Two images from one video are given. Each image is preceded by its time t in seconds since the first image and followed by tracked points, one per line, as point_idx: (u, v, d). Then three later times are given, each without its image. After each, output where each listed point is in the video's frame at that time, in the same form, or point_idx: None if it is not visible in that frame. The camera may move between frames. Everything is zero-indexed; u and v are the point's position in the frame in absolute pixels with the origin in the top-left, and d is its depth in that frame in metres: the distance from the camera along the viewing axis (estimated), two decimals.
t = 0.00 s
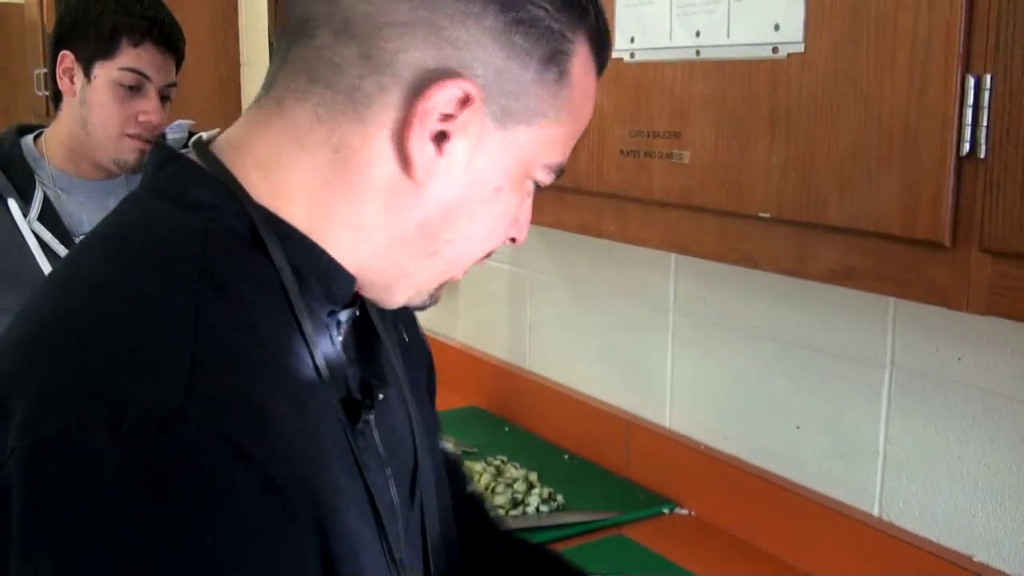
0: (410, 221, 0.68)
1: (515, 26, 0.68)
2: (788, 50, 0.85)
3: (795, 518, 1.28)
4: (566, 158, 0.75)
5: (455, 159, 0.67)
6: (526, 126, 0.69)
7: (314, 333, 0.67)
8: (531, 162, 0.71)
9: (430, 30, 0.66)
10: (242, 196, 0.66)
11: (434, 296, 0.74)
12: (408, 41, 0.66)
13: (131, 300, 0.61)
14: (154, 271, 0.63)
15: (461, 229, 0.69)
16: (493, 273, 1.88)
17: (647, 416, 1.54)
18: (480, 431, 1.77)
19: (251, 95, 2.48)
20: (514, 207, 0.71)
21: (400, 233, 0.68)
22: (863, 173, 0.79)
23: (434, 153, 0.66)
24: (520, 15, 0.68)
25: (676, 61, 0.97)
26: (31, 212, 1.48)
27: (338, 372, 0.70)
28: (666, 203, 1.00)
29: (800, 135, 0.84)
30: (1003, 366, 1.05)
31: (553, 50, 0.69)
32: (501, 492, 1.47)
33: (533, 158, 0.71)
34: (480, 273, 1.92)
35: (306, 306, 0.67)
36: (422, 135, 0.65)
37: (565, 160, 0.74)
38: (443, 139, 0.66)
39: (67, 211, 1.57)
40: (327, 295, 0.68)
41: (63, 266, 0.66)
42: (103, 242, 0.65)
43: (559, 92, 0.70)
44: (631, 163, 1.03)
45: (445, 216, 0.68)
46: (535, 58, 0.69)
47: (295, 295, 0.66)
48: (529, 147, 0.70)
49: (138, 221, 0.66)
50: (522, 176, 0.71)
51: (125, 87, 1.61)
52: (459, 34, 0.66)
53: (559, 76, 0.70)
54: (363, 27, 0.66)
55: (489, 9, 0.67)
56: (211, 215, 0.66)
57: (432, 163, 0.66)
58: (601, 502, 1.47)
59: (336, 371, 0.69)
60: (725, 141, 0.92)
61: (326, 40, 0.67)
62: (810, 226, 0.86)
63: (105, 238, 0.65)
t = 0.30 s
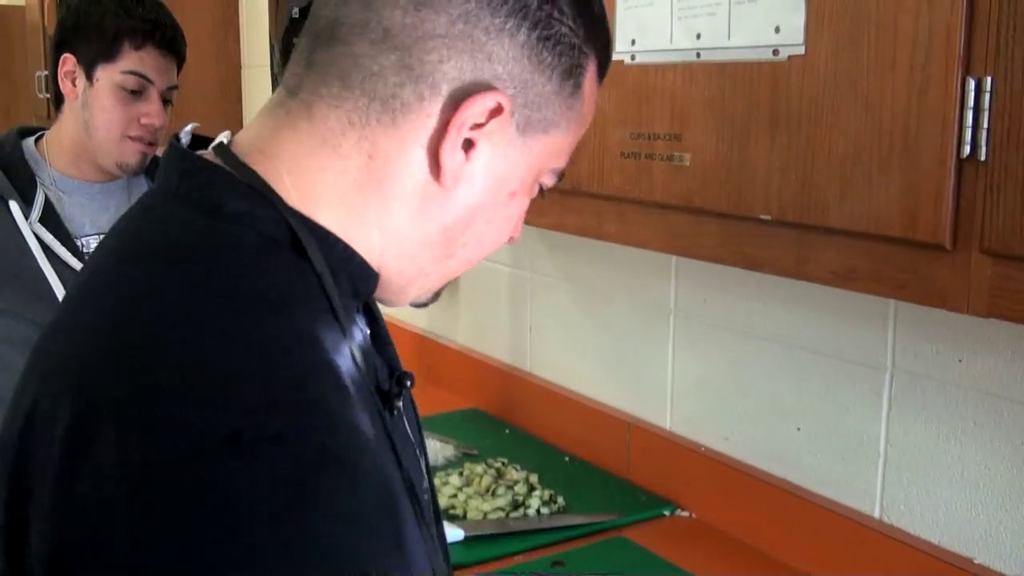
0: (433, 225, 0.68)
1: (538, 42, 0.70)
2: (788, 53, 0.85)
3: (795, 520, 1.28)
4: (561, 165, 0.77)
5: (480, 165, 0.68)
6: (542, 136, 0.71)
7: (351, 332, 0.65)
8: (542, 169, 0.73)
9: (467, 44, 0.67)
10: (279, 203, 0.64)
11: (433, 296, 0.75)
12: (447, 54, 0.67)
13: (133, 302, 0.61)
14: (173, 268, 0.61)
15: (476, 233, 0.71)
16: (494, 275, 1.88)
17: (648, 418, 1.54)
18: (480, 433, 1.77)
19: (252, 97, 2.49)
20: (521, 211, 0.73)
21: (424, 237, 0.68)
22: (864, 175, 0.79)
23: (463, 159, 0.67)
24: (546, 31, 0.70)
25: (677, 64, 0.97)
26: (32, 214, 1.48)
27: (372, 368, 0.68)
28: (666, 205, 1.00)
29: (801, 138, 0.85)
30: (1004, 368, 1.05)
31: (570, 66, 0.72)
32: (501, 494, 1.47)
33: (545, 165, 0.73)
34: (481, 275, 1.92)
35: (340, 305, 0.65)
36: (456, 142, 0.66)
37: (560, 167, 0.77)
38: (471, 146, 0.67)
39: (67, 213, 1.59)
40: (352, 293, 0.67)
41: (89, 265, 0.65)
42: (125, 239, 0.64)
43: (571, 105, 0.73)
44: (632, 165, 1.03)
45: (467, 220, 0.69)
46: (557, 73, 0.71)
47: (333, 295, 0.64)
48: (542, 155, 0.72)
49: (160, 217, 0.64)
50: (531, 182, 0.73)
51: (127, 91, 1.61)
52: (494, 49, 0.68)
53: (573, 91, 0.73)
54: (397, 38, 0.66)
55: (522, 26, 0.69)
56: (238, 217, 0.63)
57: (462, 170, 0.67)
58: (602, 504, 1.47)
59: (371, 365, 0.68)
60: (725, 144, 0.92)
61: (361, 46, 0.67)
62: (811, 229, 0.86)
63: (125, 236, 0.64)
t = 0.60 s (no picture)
0: (339, 170, 0.69)
1: None
2: (789, 54, 0.85)
3: (797, 522, 1.28)
4: (513, 98, 0.73)
5: (366, 104, 0.68)
6: (437, 65, 0.69)
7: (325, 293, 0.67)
8: (462, 99, 0.71)
9: None
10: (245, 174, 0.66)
11: (417, 262, 0.74)
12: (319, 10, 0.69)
13: (138, 303, 0.61)
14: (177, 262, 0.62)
15: (395, 176, 0.70)
16: (495, 276, 1.88)
17: (649, 420, 1.54)
18: (481, 435, 1.77)
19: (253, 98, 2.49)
20: (451, 151, 0.71)
21: (335, 184, 0.69)
22: (864, 176, 0.79)
23: (340, 99, 0.68)
24: None
25: (677, 65, 0.97)
26: (34, 216, 1.48)
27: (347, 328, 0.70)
28: (667, 207, 1.00)
29: (801, 140, 0.85)
30: (1005, 370, 1.05)
31: None
32: (502, 496, 1.47)
33: (464, 93, 0.71)
34: (481, 276, 1.92)
35: (314, 266, 0.67)
36: (326, 83, 0.68)
37: (511, 100, 0.73)
38: (347, 87, 0.68)
39: (69, 216, 1.59)
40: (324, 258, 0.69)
41: (93, 254, 0.66)
42: (128, 227, 0.65)
43: (470, 35, 0.71)
44: (633, 167, 1.03)
45: (379, 159, 0.69)
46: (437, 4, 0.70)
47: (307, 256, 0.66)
48: (451, 83, 0.70)
49: (159, 202, 0.65)
50: (455, 114, 0.71)
51: (121, 88, 1.61)
52: None
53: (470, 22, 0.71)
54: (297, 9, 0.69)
55: None
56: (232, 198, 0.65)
57: (343, 110, 0.68)
58: (602, 506, 1.47)
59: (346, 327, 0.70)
60: (726, 145, 0.92)
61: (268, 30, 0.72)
62: (812, 231, 0.86)
63: (127, 225, 0.65)
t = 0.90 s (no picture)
0: (245, 123, 0.84)
1: None
2: (790, 56, 0.85)
3: (799, 525, 1.28)
4: (384, 18, 0.86)
5: (250, 64, 0.85)
6: (287, 10, 0.84)
7: (277, 249, 0.79)
8: (326, 36, 0.84)
9: None
10: (207, 154, 0.80)
11: (350, 194, 0.86)
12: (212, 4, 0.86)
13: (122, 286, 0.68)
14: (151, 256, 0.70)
15: (288, 115, 0.84)
16: (497, 278, 1.88)
17: (650, 422, 1.54)
18: (483, 438, 1.77)
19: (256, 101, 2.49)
20: (329, 79, 0.85)
21: (248, 135, 0.84)
22: (865, 178, 0.79)
23: (234, 68, 0.86)
24: None
25: (678, 68, 0.97)
26: (36, 218, 1.48)
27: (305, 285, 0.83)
28: (668, 209, 1.00)
29: (802, 142, 0.85)
30: (1006, 371, 1.05)
31: None
32: (503, 497, 1.47)
33: (323, 28, 0.84)
34: (483, 279, 1.92)
35: (269, 230, 0.80)
36: (223, 60, 0.86)
37: (384, 21, 0.86)
38: (237, 58, 0.86)
39: (70, 217, 1.59)
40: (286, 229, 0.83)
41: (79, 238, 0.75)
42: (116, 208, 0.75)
43: None
44: (634, 169, 1.03)
45: (271, 105, 0.84)
46: None
47: (260, 221, 0.79)
48: (309, 25, 0.84)
49: (141, 185, 0.76)
50: (324, 50, 0.85)
51: (127, 88, 1.61)
52: None
53: None
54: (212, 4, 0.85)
55: None
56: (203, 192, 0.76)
57: (236, 74, 0.85)
58: (604, 508, 1.47)
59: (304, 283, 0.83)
60: (726, 147, 0.92)
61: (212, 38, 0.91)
62: (813, 233, 0.86)
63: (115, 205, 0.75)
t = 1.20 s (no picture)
0: (209, 124, 0.90)
1: None
2: (792, 57, 0.85)
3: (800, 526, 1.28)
4: (334, 25, 0.90)
5: (213, 69, 0.90)
6: (244, 17, 0.89)
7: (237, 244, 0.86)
8: (281, 41, 0.89)
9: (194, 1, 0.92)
10: (174, 152, 0.89)
11: (308, 188, 0.90)
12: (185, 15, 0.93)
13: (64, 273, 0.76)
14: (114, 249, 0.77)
15: (244, 115, 0.88)
16: (499, 280, 1.87)
17: (651, 424, 1.54)
18: (485, 439, 1.77)
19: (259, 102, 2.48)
20: (283, 82, 0.88)
21: (212, 135, 0.89)
22: (866, 181, 0.80)
23: (201, 73, 0.91)
24: None
25: (680, 69, 0.96)
26: (48, 218, 1.47)
27: (265, 275, 0.89)
28: (670, 210, 1.00)
29: (803, 144, 0.85)
30: (1008, 373, 1.05)
31: None
32: (504, 499, 1.47)
33: (277, 34, 0.88)
34: (485, 281, 1.92)
35: (231, 226, 0.87)
36: (192, 64, 0.91)
37: (335, 27, 0.90)
38: (203, 63, 0.91)
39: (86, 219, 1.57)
40: (248, 221, 0.89)
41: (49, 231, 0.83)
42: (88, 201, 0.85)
43: None
44: (636, 171, 1.03)
45: (231, 107, 0.88)
46: None
47: (221, 216, 0.86)
48: (266, 31, 0.88)
49: (115, 181, 0.86)
50: (279, 55, 0.89)
51: (155, 94, 1.60)
52: None
53: None
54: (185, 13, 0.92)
55: None
56: (163, 187, 0.84)
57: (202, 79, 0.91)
58: (606, 510, 1.47)
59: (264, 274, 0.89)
60: (728, 148, 0.92)
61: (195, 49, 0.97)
62: (814, 235, 0.86)
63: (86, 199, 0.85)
